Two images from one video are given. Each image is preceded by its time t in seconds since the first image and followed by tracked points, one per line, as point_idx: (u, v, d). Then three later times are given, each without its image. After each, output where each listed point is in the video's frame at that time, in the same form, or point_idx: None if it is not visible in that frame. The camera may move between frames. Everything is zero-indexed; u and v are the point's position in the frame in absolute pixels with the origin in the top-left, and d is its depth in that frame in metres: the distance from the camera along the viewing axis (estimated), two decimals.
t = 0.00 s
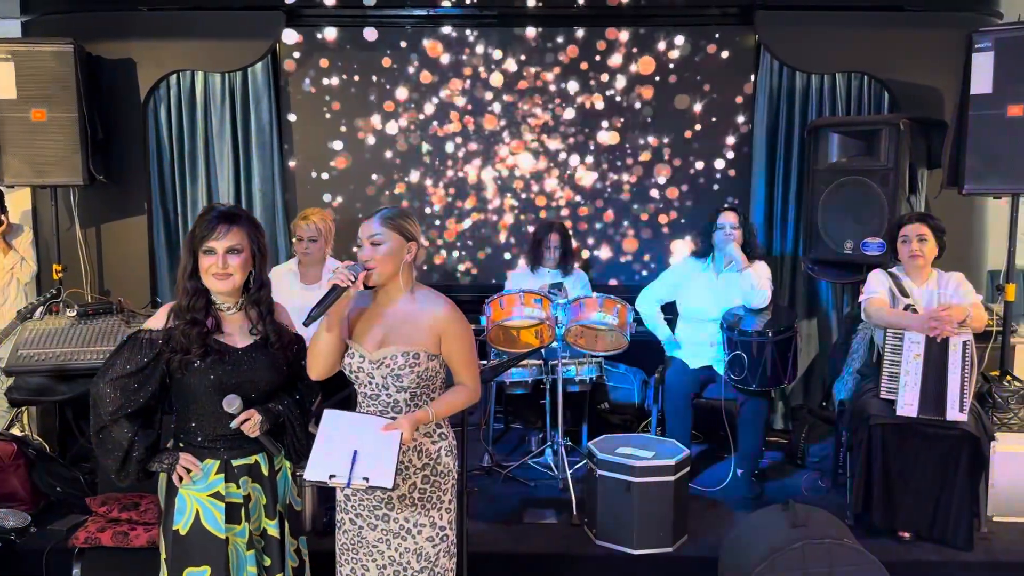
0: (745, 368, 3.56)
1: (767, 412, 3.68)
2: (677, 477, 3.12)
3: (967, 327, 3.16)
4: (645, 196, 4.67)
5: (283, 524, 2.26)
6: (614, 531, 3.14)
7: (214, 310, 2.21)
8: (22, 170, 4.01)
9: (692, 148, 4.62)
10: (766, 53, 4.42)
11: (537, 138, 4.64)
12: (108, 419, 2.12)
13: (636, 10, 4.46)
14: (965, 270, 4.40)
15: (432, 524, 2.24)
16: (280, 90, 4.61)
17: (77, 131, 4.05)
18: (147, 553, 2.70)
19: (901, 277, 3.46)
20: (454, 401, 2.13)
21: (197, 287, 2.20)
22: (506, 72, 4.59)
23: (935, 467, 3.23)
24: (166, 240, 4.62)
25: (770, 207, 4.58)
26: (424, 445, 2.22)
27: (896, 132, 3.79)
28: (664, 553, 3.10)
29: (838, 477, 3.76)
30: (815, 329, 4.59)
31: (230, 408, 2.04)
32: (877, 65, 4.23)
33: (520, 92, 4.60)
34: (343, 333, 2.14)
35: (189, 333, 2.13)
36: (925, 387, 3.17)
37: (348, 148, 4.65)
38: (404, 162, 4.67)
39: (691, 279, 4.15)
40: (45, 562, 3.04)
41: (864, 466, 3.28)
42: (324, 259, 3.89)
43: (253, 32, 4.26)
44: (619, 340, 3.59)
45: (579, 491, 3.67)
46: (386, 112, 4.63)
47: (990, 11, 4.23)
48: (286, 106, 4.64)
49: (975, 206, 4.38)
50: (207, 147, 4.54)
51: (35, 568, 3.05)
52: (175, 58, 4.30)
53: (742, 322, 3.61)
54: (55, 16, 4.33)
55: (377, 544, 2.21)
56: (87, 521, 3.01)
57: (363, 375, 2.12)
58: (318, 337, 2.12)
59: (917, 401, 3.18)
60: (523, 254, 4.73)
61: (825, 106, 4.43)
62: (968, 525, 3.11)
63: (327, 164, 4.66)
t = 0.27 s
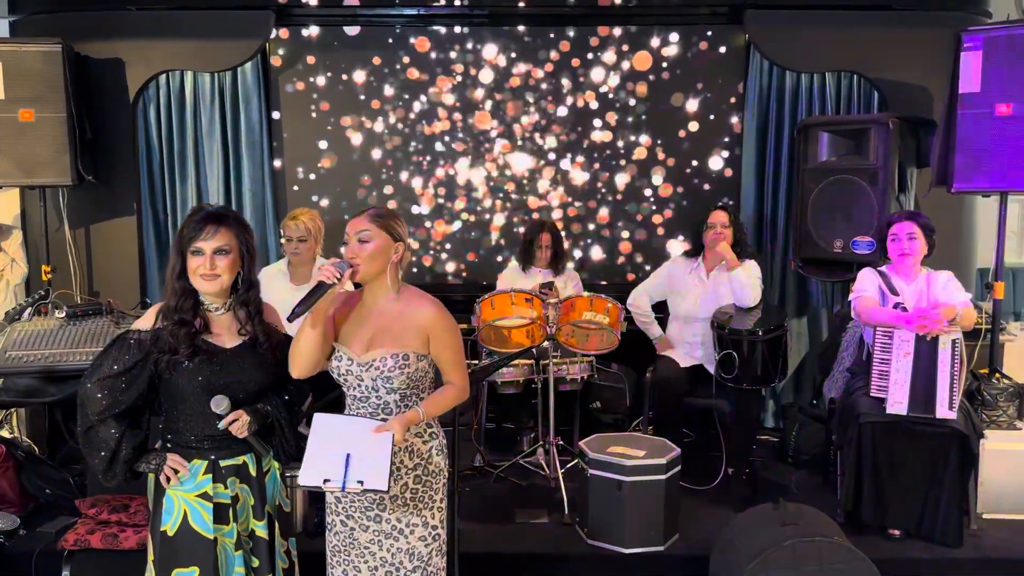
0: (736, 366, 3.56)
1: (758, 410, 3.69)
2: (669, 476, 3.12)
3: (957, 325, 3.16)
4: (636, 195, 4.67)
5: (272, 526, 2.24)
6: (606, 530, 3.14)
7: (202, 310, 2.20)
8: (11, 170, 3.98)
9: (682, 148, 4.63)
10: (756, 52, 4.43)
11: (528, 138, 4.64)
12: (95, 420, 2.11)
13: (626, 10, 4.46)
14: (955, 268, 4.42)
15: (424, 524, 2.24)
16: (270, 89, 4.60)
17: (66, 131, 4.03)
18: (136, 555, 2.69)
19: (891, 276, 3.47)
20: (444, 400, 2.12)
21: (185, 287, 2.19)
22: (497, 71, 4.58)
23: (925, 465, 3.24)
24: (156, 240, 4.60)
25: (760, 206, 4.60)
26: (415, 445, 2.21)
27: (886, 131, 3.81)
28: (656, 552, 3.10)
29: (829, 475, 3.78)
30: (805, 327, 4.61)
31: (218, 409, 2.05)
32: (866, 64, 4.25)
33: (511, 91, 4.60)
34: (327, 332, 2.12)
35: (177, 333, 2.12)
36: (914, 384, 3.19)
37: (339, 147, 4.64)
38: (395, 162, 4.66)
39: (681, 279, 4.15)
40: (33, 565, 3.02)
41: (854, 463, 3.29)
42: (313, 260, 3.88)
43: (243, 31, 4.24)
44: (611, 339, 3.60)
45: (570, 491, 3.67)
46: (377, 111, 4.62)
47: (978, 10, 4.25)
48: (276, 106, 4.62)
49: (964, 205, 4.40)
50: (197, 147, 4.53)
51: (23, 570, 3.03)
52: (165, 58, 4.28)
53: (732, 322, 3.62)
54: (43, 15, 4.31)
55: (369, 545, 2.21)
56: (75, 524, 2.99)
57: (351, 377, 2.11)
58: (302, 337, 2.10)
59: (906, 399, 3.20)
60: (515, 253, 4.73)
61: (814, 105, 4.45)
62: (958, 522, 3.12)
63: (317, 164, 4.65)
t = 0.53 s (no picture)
0: (729, 364, 3.57)
1: (751, 409, 3.69)
2: (662, 475, 3.12)
3: (950, 323, 3.19)
4: (629, 194, 4.67)
5: (263, 525, 2.24)
6: (599, 528, 3.14)
7: (192, 309, 2.19)
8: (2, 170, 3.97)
9: (676, 147, 4.63)
10: (749, 51, 4.44)
11: (522, 137, 4.63)
12: (85, 420, 2.10)
13: (620, 8, 4.46)
14: (947, 266, 4.44)
15: (417, 523, 2.24)
16: (263, 89, 4.59)
17: (58, 130, 4.02)
18: (128, 555, 2.68)
19: (884, 274, 3.49)
20: (436, 400, 2.12)
21: (175, 286, 2.18)
22: (491, 71, 4.58)
23: (917, 463, 3.25)
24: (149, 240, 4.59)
25: (754, 205, 4.60)
26: (407, 445, 2.21)
27: (879, 130, 3.82)
28: (649, 550, 3.10)
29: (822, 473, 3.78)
30: (798, 326, 4.62)
31: (208, 409, 2.06)
32: (859, 64, 4.26)
33: (505, 90, 4.59)
34: (316, 330, 2.11)
35: (168, 333, 2.11)
36: (906, 383, 3.19)
37: (332, 147, 4.64)
38: (389, 161, 4.66)
39: (675, 278, 4.15)
40: (25, 565, 3.01)
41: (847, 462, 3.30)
42: (306, 259, 3.88)
43: (235, 30, 4.23)
44: (605, 339, 3.62)
45: (564, 489, 3.67)
46: (370, 111, 4.61)
47: (971, 9, 4.25)
48: (269, 105, 4.61)
49: (957, 203, 4.41)
50: (190, 146, 4.53)
51: (15, 571, 3.02)
52: (157, 56, 4.27)
53: (725, 320, 3.63)
54: (34, 14, 4.29)
55: (362, 545, 2.20)
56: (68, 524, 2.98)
57: (343, 378, 2.11)
58: (291, 336, 2.07)
59: (899, 398, 3.20)
60: (508, 252, 4.73)
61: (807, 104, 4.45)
62: (950, 520, 3.13)
63: (311, 163, 4.64)
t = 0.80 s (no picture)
0: (720, 362, 3.57)
1: (743, 407, 3.70)
2: (654, 473, 3.12)
3: (939, 320, 3.16)
4: (621, 192, 4.67)
5: (252, 525, 2.22)
6: (591, 526, 3.13)
7: (181, 307, 2.17)
8: None
9: (668, 145, 4.63)
10: (741, 49, 4.44)
11: (514, 135, 4.63)
12: (73, 420, 2.08)
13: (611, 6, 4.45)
14: (938, 264, 4.45)
15: (408, 521, 2.23)
16: (253, 86, 4.57)
17: (46, 128, 3.98)
18: (118, 555, 2.66)
19: (874, 272, 3.49)
20: (426, 398, 2.12)
21: (164, 284, 2.16)
22: (482, 68, 4.57)
23: (908, 460, 3.25)
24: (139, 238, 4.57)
25: (746, 204, 4.61)
26: (398, 443, 2.19)
27: (870, 128, 3.82)
28: (641, 548, 3.10)
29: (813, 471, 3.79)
30: (790, 324, 4.63)
31: (196, 407, 2.05)
32: (850, 62, 4.26)
33: (496, 88, 4.58)
34: (303, 330, 2.10)
35: (155, 331, 2.09)
36: (897, 380, 3.20)
37: (323, 145, 4.61)
38: (381, 159, 4.64)
39: (667, 276, 4.16)
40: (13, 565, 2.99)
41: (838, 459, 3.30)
42: (296, 258, 3.86)
43: (226, 27, 4.21)
44: (597, 336, 3.59)
45: (556, 488, 3.67)
46: (362, 108, 4.59)
47: (961, 8, 4.26)
48: (260, 103, 4.59)
49: (947, 201, 4.42)
50: (180, 144, 4.51)
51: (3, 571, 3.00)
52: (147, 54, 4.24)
53: (717, 318, 3.62)
54: (22, 11, 4.25)
55: (353, 544, 2.18)
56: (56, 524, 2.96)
57: (332, 378, 2.10)
58: (277, 335, 2.07)
59: (890, 395, 3.21)
60: (501, 250, 4.72)
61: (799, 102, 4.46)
62: (941, 517, 3.13)
63: (303, 160, 4.62)
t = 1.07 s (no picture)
0: (714, 361, 3.57)
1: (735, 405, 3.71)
2: (647, 471, 3.12)
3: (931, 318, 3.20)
4: (615, 190, 4.66)
5: (243, 523, 2.21)
6: (584, 525, 3.13)
7: (171, 305, 2.16)
8: None
9: (661, 144, 4.63)
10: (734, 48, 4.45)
11: (508, 134, 4.62)
12: (62, 419, 2.07)
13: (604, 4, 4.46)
14: (931, 263, 4.46)
15: (402, 518, 2.22)
16: (245, 84, 4.55)
17: (37, 126, 3.96)
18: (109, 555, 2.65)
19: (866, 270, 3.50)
20: (419, 397, 2.13)
21: (153, 282, 2.15)
22: (475, 66, 4.56)
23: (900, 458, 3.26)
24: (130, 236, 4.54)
25: (738, 202, 4.62)
26: (392, 441, 2.18)
27: (862, 126, 3.81)
28: (634, 546, 3.10)
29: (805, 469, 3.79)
30: (782, 322, 4.64)
31: (186, 406, 2.00)
32: (842, 60, 4.27)
33: (489, 86, 4.58)
34: (291, 335, 2.07)
35: (145, 329, 2.08)
36: (889, 379, 3.23)
37: (316, 143, 4.60)
38: (374, 157, 4.62)
39: (660, 275, 4.16)
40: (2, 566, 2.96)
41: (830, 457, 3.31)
42: (288, 256, 3.84)
43: (217, 24, 4.19)
44: (590, 335, 3.59)
45: (549, 487, 3.66)
46: (355, 106, 4.58)
47: (953, 7, 4.27)
48: (252, 100, 4.57)
49: (939, 200, 4.43)
50: (171, 142, 4.48)
51: None
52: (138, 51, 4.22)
53: (710, 317, 3.63)
54: (12, 8, 4.22)
55: (347, 542, 2.16)
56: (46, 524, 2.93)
57: (323, 381, 2.09)
58: (267, 341, 2.05)
59: (882, 394, 3.24)
60: (494, 249, 4.71)
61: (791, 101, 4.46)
62: (933, 514, 3.14)
63: (295, 158, 4.60)
